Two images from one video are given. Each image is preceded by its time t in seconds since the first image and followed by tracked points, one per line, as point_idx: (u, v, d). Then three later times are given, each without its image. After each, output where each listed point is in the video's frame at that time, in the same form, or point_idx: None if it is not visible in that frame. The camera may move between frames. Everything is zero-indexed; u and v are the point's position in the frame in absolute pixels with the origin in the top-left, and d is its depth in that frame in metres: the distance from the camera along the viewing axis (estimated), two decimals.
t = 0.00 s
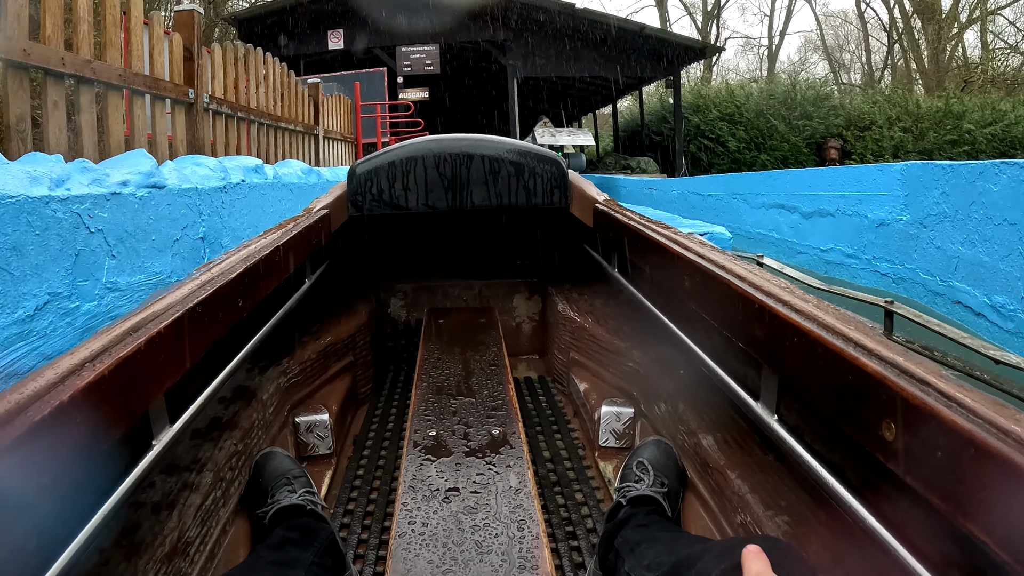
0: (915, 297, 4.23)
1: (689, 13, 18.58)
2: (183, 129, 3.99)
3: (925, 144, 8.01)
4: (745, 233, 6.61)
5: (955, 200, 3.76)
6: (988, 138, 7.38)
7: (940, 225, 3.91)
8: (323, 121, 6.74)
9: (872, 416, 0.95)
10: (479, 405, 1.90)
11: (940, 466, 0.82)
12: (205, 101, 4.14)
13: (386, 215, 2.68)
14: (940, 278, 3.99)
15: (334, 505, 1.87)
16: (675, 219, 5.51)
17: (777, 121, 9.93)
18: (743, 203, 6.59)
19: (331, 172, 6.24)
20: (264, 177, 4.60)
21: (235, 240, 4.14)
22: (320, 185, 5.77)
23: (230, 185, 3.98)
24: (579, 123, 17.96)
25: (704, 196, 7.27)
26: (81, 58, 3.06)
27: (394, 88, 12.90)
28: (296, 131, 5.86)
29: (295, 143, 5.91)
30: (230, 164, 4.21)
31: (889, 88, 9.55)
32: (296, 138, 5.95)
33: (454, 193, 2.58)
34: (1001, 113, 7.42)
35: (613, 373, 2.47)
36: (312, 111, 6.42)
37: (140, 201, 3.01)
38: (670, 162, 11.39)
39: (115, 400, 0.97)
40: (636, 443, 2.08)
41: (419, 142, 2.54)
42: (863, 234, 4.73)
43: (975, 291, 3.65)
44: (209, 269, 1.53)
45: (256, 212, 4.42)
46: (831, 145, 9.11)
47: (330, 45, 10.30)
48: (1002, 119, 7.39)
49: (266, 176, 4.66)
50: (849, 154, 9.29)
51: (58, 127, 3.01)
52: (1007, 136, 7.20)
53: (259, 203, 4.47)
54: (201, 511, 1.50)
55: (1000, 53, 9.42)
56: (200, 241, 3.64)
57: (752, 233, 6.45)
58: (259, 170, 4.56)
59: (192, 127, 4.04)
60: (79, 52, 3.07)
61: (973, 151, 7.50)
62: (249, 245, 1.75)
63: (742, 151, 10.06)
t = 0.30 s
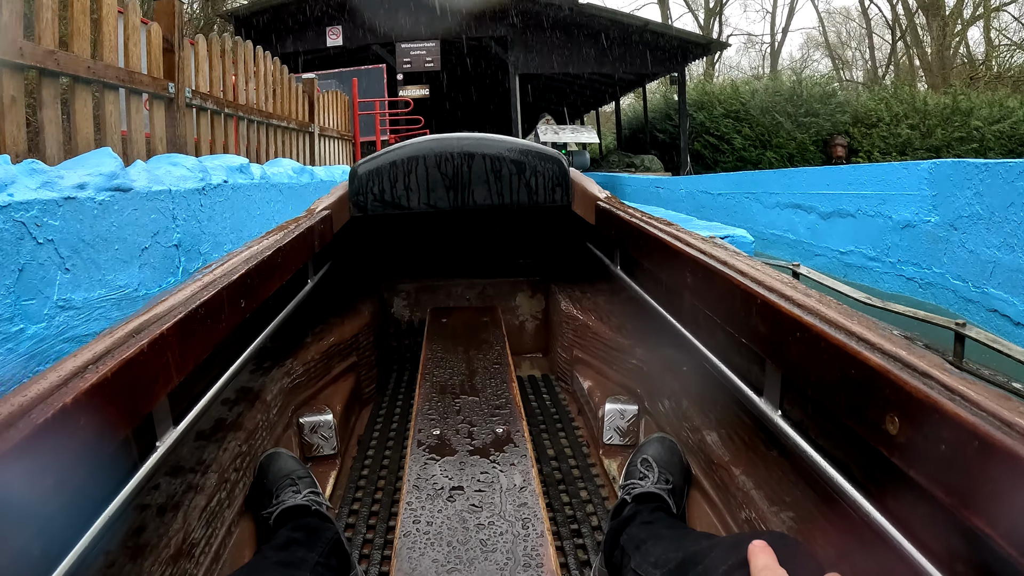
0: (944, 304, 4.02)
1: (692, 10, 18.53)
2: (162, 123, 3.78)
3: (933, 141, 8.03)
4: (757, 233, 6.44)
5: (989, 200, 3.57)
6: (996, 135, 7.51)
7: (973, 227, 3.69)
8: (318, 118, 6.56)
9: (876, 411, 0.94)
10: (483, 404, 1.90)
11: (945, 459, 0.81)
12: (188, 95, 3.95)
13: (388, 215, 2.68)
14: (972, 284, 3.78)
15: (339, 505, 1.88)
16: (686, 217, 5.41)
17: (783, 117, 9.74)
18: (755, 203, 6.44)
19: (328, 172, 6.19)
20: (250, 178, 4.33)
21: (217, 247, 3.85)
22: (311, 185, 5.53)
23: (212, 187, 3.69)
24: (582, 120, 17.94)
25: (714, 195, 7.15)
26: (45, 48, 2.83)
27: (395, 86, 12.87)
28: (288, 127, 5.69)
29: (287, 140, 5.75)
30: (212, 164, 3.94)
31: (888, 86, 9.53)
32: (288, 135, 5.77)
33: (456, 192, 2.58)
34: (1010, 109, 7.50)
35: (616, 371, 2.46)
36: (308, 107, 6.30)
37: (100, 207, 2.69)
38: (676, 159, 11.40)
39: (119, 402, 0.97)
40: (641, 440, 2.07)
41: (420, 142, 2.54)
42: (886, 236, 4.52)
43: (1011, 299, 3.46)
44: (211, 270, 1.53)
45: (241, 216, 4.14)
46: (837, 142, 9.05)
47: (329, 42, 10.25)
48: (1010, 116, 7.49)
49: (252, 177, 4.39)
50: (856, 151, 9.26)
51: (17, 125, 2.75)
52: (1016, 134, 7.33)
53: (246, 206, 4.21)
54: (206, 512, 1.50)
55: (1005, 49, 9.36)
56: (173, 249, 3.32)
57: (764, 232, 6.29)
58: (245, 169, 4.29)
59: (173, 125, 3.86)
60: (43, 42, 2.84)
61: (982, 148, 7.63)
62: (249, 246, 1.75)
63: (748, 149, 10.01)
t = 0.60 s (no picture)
0: (977, 312, 3.81)
1: (694, 7, 18.53)
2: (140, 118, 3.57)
3: (941, 138, 7.98)
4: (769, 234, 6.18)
5: None
6: (1004, 132, 7.52)
7: (1010, 231, 3.46)
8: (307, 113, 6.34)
9: (879, 406, 0.94)
10: (485, 402, 1.90)
11: (947, 454, 0.81)
12: (169, 90, 3.77)
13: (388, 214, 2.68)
14: (1006, 290, 3.57)
15: (342, 505, 1.88)
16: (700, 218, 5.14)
17: (789, 114, 9.75)
18: (766, 204, 6.17)
19: (325, 171, 6.18)
20: (234, 179, 4.12)
21: (194, 255, 3.61)
22: (296, 186, 5.28)
23: (190, 189, 3.46)
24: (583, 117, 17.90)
25: (722, 192, 6.85)
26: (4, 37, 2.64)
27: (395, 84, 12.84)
28: (278, 124, 5.55)
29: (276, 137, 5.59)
30: (190, 164, 3.71)
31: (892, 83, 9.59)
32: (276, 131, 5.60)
33: (457, 190, 2.58)
34: (1019, 106, 7.49)
35: (618, 368, 2.46)
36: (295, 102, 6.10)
37: (55, 213, 2.45)
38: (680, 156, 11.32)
39: (121, 402, 0.98)
40: (643, 438, 2.07)
41: (419, 140, 2.54)
42: (911, 238, 4.32)
43: None
44: (212, 271, 1.53)
45: (224, 220, 3.91)
46: (844, 139, 8.99)
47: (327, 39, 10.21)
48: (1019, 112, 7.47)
49: (237, 176, 4.18)
50: (863, 149, 9.20)
51: None
52: None
53: (229, 208, 3.97)
54: (209, 513, 1.50)
55: (1010, 45, 9.35)
56: (145, 258, 3.07)
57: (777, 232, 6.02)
58: (229, 170, 4.09)
59: (152, 121, 3.64)
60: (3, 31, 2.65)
61: (990, 146, 7.64)
62: (249, 247, 1.74)
63: (754, 147, 9.93)
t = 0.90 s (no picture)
0: (1011, 322, 3.47)
1: (696, 5, 18.52)
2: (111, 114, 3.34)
3: (949, 136, 8.07)
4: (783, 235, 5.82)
5: None
6: (1012, 131, 7.72)
7: None
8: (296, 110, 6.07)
9: (879, 404, 0.94)
10: (485, 401, 1.90)
11: (948, 452, 0.81)
12: (145, 84, 3.53)
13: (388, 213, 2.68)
14: None
15: (342, 504, 1.88)
16: (716, 220, 4.85)
17: (795, 111, 9.72)
18: (779, 205, 5.81)
19: (319, 171, 6.18)
20: (215, 179, 3.94)
21: (166, 264, 3.37)
22: (283, 186, 5.07)
23: (157, 192, 3.19)
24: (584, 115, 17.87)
25: (731, 192, 6.51)
26: None
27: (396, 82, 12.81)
28: (269, 121, 5.34)
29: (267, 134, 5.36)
30: (164, 164, 3.50)
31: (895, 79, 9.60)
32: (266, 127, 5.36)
33: (457, 189, 2.58)
34: None
35: (618, 367, 2.45)
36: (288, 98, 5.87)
37: None
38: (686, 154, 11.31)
39: (121, 401, 0.97)
40: (643, 437, 2.07)
41: (419, 139, 2.53)
42: (938, 242, 3.97)
43: None
44: (212, 270, 1.53)
45: (199, 224, 3.67)
46: (850, 138, 9.10)
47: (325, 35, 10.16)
48: None
49: (216, 177, 3.94)
50: (870, 146, 9.23)
51: None
52: None
53: (208, 210, 3.78)
54: (210, 512, 1.49)
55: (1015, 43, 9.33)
56: (104, 269, 2.81)
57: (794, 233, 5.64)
58: (209, 170, 3.91)
59: (126, 118, 3.42)
60: None
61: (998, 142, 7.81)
62: (248, 246, 1.75)
63: (759, 146, 9.90)
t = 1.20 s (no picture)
0: None
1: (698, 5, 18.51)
2: (77, 109, 3.27)
3: (955, 136, 7.70)
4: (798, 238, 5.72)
5: None
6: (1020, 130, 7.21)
7: None
8: (286, 109, 5.92)
9: (878, 404, 0.94)
10: (484, 401, 1.90)
11: (946, 451, 0.81)
12: (117, 78, 3.45)
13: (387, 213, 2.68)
14: None
15: (341, 504, 1.88)
16: (735, 223, 4.75)
17: (801, 111, 9.57)
18: (794, 208, 5.70)
19: (312, 172, 6.18)
20: (192, 181, 3.77)
21: (132, 277, 3.08)
22: (267, 189, 4.89)
23: (120, 196, 2.97)
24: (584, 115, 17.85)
25: (743, 194, 6.41)
26: None
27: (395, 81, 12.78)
28: (257, 120, 5.23)
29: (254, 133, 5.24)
30: (131, 167, 3.28)
31: (898, 78, 9.43)
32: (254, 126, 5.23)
33: (456, 189, 2.58)
34: None
35: (617, 368, 2.45)
36: (278, 95, 5.73)
37: None
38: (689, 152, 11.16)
39: (119, 402, 0.97)
40: (642, 436, 2.07)
41: (418, 139, 2.54)
42: (966, 247, 3.91)
43: None
44: (210, 269, 1.53)
45: (170, 230, 3.47)
46: (856, 138, 8.86)
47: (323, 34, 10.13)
48: None
49: (191, 179, 3.77)
50: (877, 146, 9.04)
51: None
52: None
53: (182, 216, 3.58)
54: (208, 512, 1.49)
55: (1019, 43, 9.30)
56: (54, 284, 2.53)
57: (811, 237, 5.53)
58: (184, 171, 3.74)
59: (94, 115, 3.35)
60: None
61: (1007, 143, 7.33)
62: (247, 245, 1.75)
63: (764, 146, 9.79)
